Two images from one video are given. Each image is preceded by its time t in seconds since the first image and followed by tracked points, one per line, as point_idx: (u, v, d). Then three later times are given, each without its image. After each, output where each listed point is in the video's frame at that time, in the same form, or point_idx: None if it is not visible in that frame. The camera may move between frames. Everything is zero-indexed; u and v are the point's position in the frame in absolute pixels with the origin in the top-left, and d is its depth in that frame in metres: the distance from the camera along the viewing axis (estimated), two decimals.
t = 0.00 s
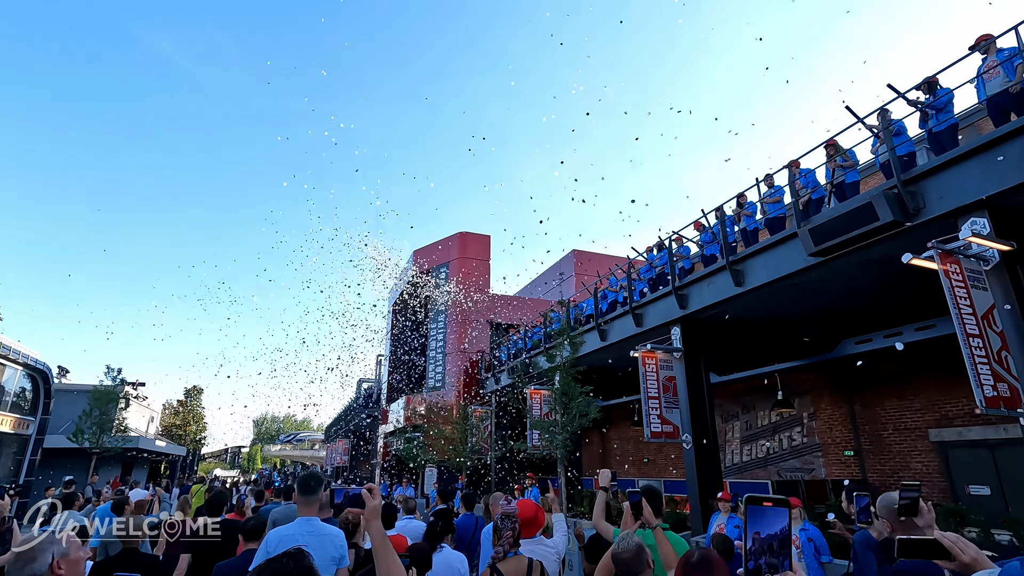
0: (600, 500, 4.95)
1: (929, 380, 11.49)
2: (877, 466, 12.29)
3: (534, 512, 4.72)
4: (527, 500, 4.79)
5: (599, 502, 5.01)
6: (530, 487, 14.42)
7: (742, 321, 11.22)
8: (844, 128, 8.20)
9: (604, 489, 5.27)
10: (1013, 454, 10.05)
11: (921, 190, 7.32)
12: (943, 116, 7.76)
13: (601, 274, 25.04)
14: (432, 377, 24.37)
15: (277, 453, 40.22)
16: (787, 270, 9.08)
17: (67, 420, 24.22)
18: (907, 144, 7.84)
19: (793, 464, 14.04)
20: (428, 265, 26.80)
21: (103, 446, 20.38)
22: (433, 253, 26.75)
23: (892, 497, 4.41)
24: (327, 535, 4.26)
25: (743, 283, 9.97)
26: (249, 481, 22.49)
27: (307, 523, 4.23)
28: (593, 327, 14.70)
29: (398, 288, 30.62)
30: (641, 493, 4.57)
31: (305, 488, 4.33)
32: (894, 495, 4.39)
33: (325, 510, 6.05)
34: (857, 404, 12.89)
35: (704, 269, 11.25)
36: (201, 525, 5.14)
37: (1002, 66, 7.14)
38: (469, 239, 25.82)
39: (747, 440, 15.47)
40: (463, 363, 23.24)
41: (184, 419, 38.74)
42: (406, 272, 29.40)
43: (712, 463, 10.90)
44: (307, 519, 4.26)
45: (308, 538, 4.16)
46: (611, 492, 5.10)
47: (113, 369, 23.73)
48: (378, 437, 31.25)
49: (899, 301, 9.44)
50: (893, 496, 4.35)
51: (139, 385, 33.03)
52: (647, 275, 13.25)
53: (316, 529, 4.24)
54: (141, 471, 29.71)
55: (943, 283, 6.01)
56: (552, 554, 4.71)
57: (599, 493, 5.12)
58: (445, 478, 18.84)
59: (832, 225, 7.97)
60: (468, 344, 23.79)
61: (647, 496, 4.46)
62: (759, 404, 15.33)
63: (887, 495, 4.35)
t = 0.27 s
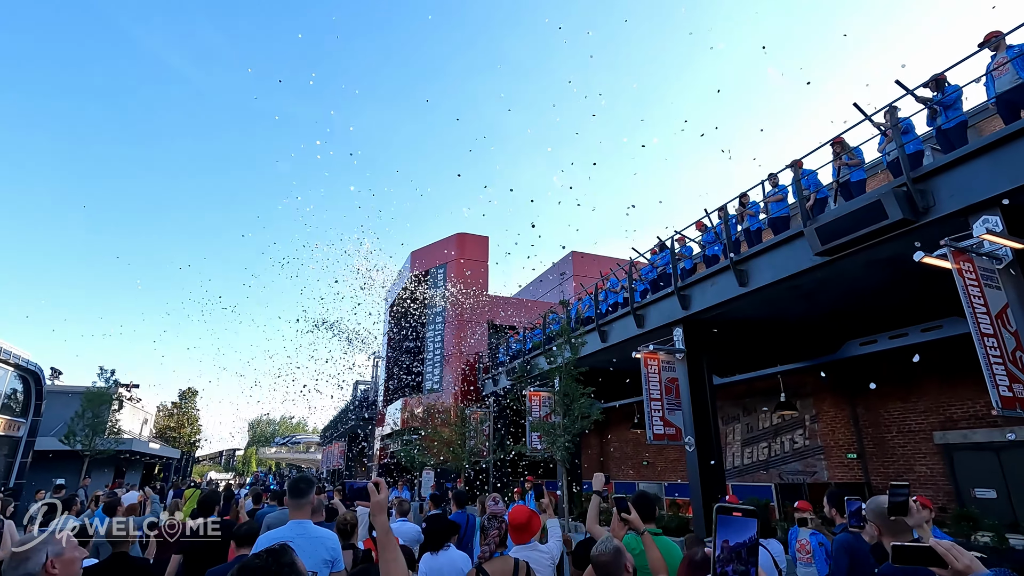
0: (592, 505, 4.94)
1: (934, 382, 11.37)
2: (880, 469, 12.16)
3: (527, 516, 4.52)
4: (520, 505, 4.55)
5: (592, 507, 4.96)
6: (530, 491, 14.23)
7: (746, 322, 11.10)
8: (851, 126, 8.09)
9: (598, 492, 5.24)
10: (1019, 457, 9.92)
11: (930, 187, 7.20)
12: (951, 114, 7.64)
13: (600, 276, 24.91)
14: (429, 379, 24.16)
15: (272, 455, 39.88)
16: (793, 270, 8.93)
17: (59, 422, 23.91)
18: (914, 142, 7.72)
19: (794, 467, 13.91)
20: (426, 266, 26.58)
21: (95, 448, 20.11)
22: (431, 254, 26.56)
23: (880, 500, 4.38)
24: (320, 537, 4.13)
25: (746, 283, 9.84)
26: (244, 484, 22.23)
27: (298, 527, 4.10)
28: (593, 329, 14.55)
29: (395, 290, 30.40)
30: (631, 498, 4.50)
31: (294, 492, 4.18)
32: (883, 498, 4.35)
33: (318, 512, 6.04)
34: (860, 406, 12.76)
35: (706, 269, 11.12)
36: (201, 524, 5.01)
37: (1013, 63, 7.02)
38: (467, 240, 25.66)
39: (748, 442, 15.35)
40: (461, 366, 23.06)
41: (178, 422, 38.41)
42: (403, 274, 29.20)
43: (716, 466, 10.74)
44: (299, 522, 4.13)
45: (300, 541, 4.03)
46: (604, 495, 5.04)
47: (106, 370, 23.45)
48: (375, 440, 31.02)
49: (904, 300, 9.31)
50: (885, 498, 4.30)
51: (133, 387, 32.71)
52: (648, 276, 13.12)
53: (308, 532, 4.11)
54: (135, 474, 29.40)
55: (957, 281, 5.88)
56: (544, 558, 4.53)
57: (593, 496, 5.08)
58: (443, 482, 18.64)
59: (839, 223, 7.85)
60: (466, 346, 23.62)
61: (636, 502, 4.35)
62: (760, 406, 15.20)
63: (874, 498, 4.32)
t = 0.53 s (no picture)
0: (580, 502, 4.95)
1: (935, 382, 11.29)
2: (882, 471, 12.06)
3: (518, 515, 4.39)
4: (513, 503, 4.44)
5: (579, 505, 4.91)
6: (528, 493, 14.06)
7: (747, 322, 10.99)
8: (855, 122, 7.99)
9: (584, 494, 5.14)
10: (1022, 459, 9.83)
11: (937, 185, 7.11)
12: (957, 111, 7.55)
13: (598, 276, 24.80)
14: (426, 380, 23.98)
15: (267, 457, 39.58)
16: (795, 269, 8.83)
17: (51, 423, 23.62)
18: (919, 139, 7.62)
19: (794, 468, 13.80)
20: (423, 267, 26.38)
21: (87, 449, 19.85)
22: (428, 254, 26.38)
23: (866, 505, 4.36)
24: (306, 539, 3.99)
25: (748, 282, 9.73)
26: (238, 485, 21.98)
27: (283, 529, 3.94)
28: (592, 329, 14.41)
29: (391, 290, 30.19)
30: (615, 500, 4.50)
31: (278, 494, 4.02)
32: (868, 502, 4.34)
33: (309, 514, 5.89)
34: (860, 408, 12.68)
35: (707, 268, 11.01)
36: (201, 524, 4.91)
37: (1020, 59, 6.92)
38: (465, 240, 25.50)
39: (747, 444, 15.25)
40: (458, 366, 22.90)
41: (172, 423, 38.10)
42: (400, 274, 29.00)
43: (716, 467, 10.60)
44: (284, 524, 3.97)
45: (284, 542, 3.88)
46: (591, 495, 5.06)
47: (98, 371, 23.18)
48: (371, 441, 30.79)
49: (906, 299, 9.24)
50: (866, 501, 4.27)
51: (126, 388, 32.39)
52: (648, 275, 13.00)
53: (293, 533, 3.96)
54: (127, 475, 29.06)
55: (966, 279, 5.77)
56: (537, 557, 4.45)
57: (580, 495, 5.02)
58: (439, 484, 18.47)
59: (844, 221, 7.74)
60: (463, 346, 23.47)
61: (621, 501, 4.39)
62: (759, 407, 15.11)
63: (858, 501, 4.30)
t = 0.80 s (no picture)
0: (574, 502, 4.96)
1: (940, 383, 11.18)
2: (884, 472, 11.96)
3: (513, 515, 4.20)
4: (508, 504, 4.25)
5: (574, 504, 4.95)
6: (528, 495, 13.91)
7: (751, 321, 10.87)
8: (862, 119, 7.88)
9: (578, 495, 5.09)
10: None
11: (947, 182, 6.99)
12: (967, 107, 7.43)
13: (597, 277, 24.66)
14: (423, 381, 23.79)
15: (262, 458, 39.27)
16: (801, 267, 8.70)
17: (42, 424, 23.31)
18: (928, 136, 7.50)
19: (795, 470, 13.68)
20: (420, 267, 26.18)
21: (79, 450, 19.58)
22: (425, 254, 26.17)
23: (852, 500, 4.13)
24: (301, 542, 3.83)
25: (752, 281, 9.60)
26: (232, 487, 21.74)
27: (278, 530, 3.76)
28: (593, 328, 14.26)
29: (388, 291, 29.97)
30: (609, 503, 4.54)
31: (274, 495, 3.87)
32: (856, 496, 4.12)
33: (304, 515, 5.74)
34: (863, 409, 12.58)
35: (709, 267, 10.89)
36: (202, 524, 4.75)
37: None
38: (462, 240, 25.33)
39: (748, 445, 15.14)
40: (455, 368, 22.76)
41: (166, 424, 37.78)
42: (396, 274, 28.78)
43: (719, 469, 10.46)
44: (278, 526, 3.78)
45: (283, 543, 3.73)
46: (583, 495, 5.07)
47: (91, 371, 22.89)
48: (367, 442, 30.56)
49: (911, 298, 9.15)
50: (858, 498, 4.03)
51: (119, 388, 32.06)
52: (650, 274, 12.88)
53: (289, 534, 3.81)
54: (120, 477, 28.72)
55: (981, 276, 5.64)
56: (533, 557, 4.33)
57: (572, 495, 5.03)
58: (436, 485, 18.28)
59: (852, 219, 7.61)
60: (460, 347, 23.30)
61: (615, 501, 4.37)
62: (761, 408, 14.99)
63: (848, 498, 4.02)
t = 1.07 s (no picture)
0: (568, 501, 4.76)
1: (946, 382, 11.06)
2: (889, 472, 11.83)
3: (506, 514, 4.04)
4: (500, 503, 4.06)
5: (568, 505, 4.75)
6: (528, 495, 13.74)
7: (756, 319, 10.73)
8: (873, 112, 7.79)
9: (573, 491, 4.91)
10: None
11: (962, 174, 6.86)
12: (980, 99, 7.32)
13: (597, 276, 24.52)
14: (421, 380, 23.59)
15: (258, 458, 38.95)
16: (809, 263, 8.57)
17: (35, 423, 23.01)
18: (940, 129, 7.40)
19: (799, 469, 13.55)
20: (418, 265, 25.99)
21: (72, 450, 19.29)
22: (423, 253, 25.98)
23: (845, 499, 3.90)
24: (303, 542, 3.64)
25: (759, 277, 9.45)
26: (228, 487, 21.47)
27: (280, 530, 3.57)
28: (595, 327, 14.11)
29: (386, 289, 29.77)
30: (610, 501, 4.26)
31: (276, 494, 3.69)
32: (850, 495, 3.91)
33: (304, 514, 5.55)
34: (867, 408, 12.45)
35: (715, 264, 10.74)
36: (203, 523, 4.52)
37: None
38: (461, 238, 25.15)
39: (751, 445, 15.00)
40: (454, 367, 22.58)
41: (161, 424, 37.45)
42: (394, 273, 28.58)
43: (724, 468, 10.31)
44: (281, 525, 3.60)
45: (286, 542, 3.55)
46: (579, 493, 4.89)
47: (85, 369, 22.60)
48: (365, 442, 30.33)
49: (920, 295, 9.03)
50: (851, 496, 3.83)
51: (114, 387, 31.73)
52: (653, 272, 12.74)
53: (293, 532, 3.63)
54: (114, 477, 28.42)
55: (1001, 269, 5.50)
56: (526, 557, 4.13)
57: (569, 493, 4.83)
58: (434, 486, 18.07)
59: (864, 212, 7.46)
60: (459, 346, 23.12)
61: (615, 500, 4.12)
62: (763, 408, 14.86)
63: (842, 498, 3.80)
